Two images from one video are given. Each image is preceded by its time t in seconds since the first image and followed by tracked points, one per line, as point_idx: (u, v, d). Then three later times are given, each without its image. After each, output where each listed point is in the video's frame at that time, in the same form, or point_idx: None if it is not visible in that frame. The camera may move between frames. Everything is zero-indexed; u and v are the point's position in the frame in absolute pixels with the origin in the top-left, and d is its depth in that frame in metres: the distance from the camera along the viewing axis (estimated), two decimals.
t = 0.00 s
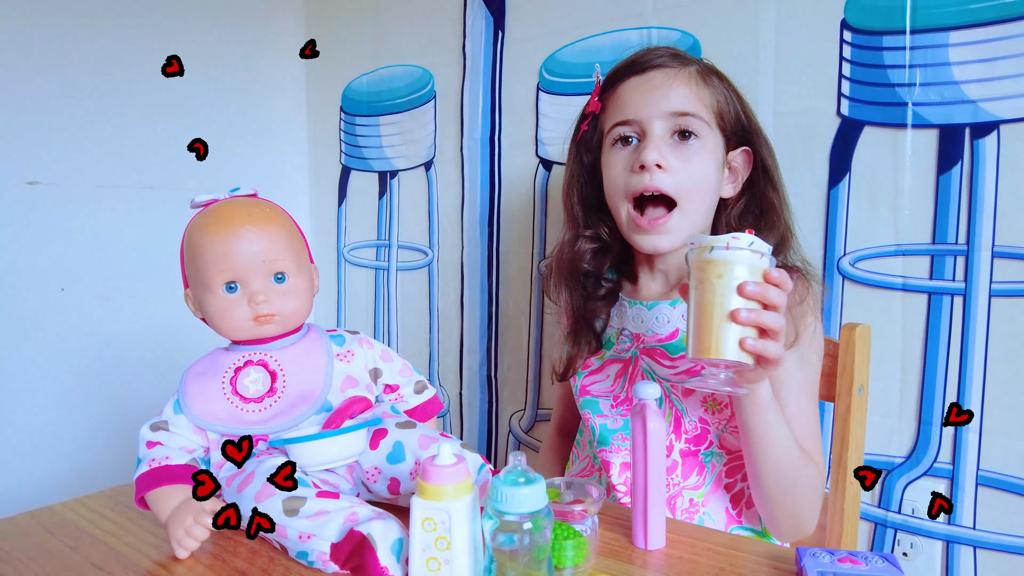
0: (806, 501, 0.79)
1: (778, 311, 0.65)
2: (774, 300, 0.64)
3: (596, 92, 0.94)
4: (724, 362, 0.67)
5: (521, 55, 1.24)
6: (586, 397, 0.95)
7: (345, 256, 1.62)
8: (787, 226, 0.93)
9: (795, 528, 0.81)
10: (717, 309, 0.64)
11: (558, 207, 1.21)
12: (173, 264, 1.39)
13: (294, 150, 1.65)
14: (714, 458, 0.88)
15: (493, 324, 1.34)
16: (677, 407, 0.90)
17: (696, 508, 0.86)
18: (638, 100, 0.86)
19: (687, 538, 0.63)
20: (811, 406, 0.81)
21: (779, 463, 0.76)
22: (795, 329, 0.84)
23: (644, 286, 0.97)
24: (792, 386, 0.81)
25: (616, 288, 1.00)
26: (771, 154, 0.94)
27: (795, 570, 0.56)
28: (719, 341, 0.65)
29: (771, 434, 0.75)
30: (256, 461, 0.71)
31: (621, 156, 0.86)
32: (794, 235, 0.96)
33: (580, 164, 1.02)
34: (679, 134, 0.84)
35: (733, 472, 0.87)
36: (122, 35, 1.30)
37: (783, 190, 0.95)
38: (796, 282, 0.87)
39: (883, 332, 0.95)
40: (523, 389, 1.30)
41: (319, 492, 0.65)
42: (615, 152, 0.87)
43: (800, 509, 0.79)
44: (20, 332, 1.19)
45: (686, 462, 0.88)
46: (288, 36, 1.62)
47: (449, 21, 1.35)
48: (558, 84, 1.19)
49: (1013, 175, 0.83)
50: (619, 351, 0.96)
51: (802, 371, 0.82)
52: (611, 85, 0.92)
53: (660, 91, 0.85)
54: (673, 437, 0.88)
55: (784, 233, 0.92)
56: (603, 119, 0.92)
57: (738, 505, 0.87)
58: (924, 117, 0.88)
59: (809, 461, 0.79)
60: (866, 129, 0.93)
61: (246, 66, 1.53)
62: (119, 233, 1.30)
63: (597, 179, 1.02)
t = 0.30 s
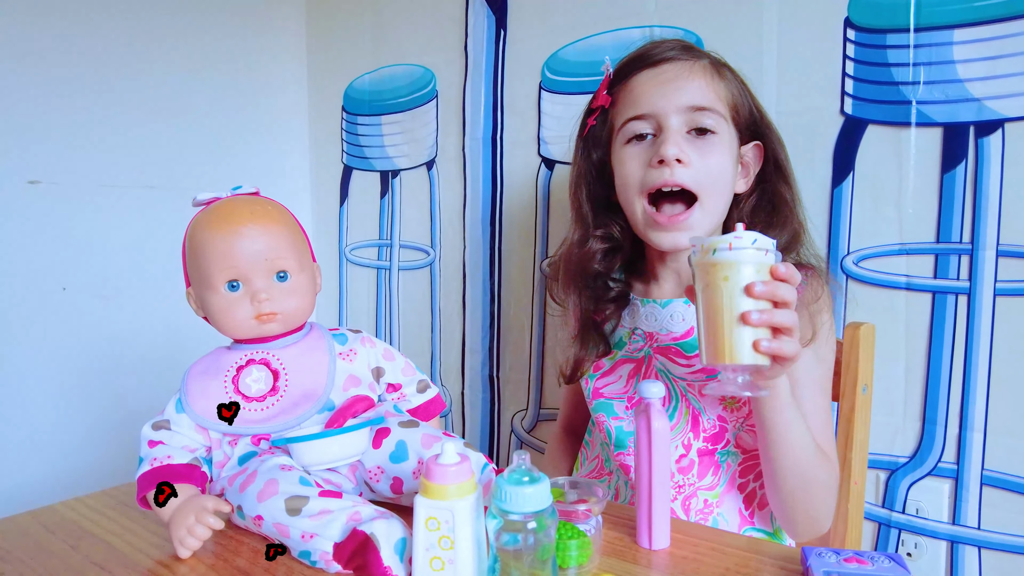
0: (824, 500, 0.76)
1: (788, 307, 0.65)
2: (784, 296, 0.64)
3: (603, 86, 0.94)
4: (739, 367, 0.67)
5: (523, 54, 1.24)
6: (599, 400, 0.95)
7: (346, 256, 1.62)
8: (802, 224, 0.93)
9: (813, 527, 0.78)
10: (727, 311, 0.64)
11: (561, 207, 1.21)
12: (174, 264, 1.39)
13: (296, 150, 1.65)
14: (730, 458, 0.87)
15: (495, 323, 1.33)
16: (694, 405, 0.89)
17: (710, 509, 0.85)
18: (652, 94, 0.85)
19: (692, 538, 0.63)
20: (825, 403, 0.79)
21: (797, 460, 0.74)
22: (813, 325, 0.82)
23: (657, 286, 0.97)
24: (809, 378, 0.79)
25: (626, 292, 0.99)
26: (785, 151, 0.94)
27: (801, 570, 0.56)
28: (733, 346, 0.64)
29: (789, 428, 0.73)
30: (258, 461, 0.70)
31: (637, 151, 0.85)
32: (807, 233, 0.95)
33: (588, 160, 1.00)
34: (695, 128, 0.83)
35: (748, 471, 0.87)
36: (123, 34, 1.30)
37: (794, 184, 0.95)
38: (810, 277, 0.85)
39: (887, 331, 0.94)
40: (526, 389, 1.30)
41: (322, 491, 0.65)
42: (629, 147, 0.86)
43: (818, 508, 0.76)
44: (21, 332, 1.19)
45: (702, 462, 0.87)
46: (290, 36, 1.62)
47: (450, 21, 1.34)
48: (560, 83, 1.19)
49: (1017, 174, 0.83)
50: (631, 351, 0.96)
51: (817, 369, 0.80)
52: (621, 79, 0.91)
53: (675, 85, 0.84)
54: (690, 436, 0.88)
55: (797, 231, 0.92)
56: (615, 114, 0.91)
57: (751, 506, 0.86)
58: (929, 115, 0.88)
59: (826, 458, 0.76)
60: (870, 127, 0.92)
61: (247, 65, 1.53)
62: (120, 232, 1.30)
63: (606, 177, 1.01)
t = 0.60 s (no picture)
0: (823, 508, 0.79)
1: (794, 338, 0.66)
2: (791, 327, 0.65)
3: (614, 84, 0.93)
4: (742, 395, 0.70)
5: (524, 54, 1.24)
6: (599, 406, 0.96)
7: (348, 257, 1.62)
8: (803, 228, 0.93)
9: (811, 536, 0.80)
10: (732, 340, 0.65)
11: (562, 208, 1.21)
12: (176, 264, 1.39)
13: (297, 150, 1.65)
14: (729, 464, 0.88)
15: (496, 324, 1.33)
16: (694, 412, 0.89)
17: (708, 513, 0.86)
18: (671, 96, 0.85)
19: (692, 539, 0.63)
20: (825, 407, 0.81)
21: (800, 476, 0.76)
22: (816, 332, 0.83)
23: (659, 291, 0.97)
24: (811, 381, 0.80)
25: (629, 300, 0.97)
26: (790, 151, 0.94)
27: (801, 571, 0.56)
28: (737, 373, 0.65)
29: (792, 447, 0.75)
30: (259, 461, 0.71)
31: (654, 154, 0.85)
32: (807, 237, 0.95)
33: (596, 158, 1.00)
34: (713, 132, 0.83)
35: (748, 476, 0.87)
36: (125, 35, 1.30)
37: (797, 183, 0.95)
38: (810, 285, 0.86)
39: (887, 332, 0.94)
40: (526, 390, 1.30)
41: (322, 491, 0.65)
42: (645, 149, 0.86)
43: (818, 518, 0.79)
44: (23, 332, 1.19)
45: (701, 468, 0.87)
46: (292, 36, 1.62)
47: (452, 21, 1.34)
48: (561, 83, 1.19)
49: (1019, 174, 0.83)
50: (631, 356, 0.96)
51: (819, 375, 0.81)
52: (634, 80, 0.91)
53: (695, 87, 0.84)
54: (690, 444, 0.88)
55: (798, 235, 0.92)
56: (628, 114, 0.91)
57: (750, 511, 0.86)
58: (929, 116, 0.87)
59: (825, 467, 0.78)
60: (870, 128, 0.92)
61: (249, 66, 1.53)
62: (121, 233, 1.30)
63: (615, 177, 1.01)
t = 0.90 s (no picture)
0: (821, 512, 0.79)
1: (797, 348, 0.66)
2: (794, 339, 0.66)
3: (609, 91, 0.93)
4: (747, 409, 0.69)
5: (525, 56, 1.24)
6: (598, 410, 0.95)
7: (349, 258, 1.62)
8: (805, 232, 0.93)
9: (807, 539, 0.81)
10: (735, 352, 0.66)
11: (563, 209, 1.21)
12: (177, 265, 1.39)
13: (299, 152, 1.65)
14: (730, 468, 0.87)
15: (497, 326, 1.33)
16: (694, 418, 0.89)
17: (709, 517, 0.86)
18: (659, 106, 0.85)
19: (694, 542, 0.63)
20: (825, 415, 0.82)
21: (797, 478, 0.76)
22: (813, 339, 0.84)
23: (659, 296, 0.96)
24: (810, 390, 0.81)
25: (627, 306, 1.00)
26: (794, 155, 0.94)
27: (802, 573, 0.56)
28: (739, 387, 0.66)
29: (789, 448, 0.75)
30: (260, 463, 0.70)
31: (643, 163, 0.85)
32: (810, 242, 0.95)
33: (592, 165, 1.01)
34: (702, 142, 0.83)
35: (748, 480, 0.87)
36: (126, 36, 1.30)
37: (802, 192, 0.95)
38: (811, 291, 0.86)
39: (889, 333, 0.94)
40: (528, 391, 1.30)
41: (324, 494, 0.65)
42: (635, 159, 0.86)
43: (814, 521, 0.79)
44: (24, 333, 1.19)
45: (702, 473, 0.87)
46: (293, 37, 1.62)
47: (453, 22, 1.34)
48: (562, 85, 1.19)
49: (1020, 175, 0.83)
50: (632, 362, 0.95)
51: (818, 385, 0.82)
52: (628, 86, 0.91)
53: (682, 96, 0.84)
54: (690, 449, 0.88)
55: (802, 239, 0.92)
56: (621, 122, 0.91)
57: (750, 514, 0.86)
58: (931, 117, 0.87)
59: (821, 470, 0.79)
60: (871, 129, 0.92)
61: (251, 67, 1.53)
62: (122, 234, 1.30)
63: (611, 185, 1.02)
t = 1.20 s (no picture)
0: (825, 521, 0.79)
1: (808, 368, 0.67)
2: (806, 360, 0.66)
3: (617, 100, 0.92)
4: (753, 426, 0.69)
5: (527, 59, 1.24)
6: (604, 416, 0.96)
7: (351, 261, 1.62)
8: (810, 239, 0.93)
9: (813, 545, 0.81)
10: (750, 373, 0.66)
11: (565, 213, 1.21)
12: (179, 268, 1.39)
13: (300, 154, 1.65)
14: (734, 475, 0.87)
15: (499, 329, 1.33)
16: (700, 425, 0.89)
17: (713, 524, 0.86)
18: (668, 119, 0.84)
19: (699, 551, 0.62)
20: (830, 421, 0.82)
21: (798, 483, 0.76)
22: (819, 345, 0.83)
23: (664, 302, 0.97)
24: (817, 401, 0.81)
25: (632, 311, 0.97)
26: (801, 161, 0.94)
27: None
28: (754, 407, 0.66)
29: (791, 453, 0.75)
30: (263, 472, 0.70)
31: (652, 175, 0.85)
32: (814, 247, 0.95)
33: (599, 171, 1.00)
34: (712, 155, 0.83)
35: (753, 487, 0.87)
36: (128, 39, 1.30)
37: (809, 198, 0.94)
38: (816, 297, 0.86)
39: (892, 339, 0.94)
40: (530, 395, 1.30)
41: (327, 503, 0.64)
42: (644, 171, 0.86)
43: (818, 528, 0.79)
44: (26, 337, 1.19)
45: (706, 479, 0.88)
46: (295, 39, 1.62)
47: (455, 25, 1.34)
48: (564, 88, 1.19)
49: None
50: (636, 368, 0.96)
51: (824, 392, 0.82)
52: (635, 96, 0.90)
53: (692, 110, 0.83)
54: (695, 456, 0.88)
55: (806, 246, 0.92)
56: (628, 133, 0.90)
57: (755, 521, 0.86)
58: (934, 122, 0.87)
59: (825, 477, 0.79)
60: (875, 134, 0.92)
61: (252, 70, 1.53)
62: (125, 237, 1.30)
63: (619, 193, 1.01)
